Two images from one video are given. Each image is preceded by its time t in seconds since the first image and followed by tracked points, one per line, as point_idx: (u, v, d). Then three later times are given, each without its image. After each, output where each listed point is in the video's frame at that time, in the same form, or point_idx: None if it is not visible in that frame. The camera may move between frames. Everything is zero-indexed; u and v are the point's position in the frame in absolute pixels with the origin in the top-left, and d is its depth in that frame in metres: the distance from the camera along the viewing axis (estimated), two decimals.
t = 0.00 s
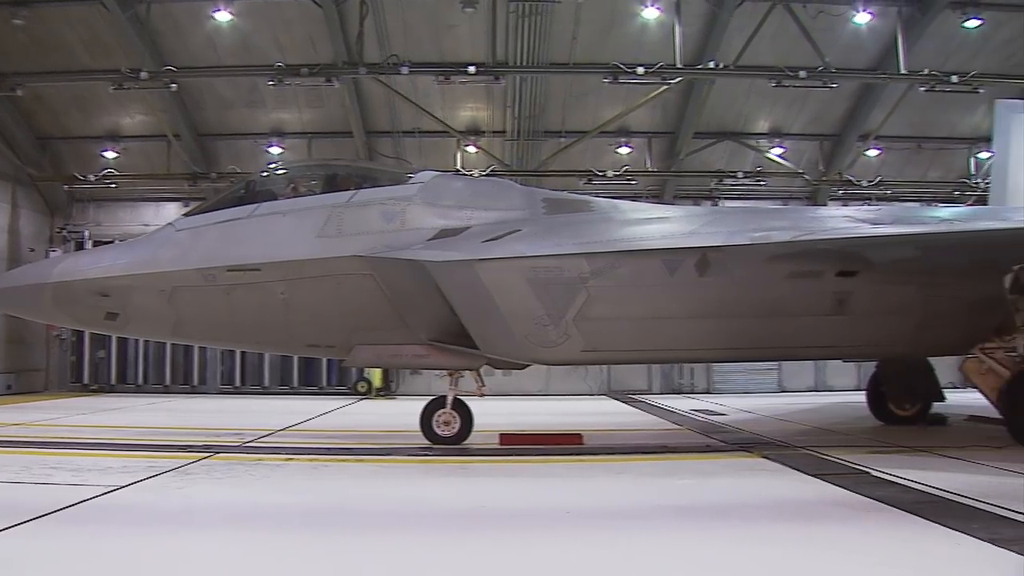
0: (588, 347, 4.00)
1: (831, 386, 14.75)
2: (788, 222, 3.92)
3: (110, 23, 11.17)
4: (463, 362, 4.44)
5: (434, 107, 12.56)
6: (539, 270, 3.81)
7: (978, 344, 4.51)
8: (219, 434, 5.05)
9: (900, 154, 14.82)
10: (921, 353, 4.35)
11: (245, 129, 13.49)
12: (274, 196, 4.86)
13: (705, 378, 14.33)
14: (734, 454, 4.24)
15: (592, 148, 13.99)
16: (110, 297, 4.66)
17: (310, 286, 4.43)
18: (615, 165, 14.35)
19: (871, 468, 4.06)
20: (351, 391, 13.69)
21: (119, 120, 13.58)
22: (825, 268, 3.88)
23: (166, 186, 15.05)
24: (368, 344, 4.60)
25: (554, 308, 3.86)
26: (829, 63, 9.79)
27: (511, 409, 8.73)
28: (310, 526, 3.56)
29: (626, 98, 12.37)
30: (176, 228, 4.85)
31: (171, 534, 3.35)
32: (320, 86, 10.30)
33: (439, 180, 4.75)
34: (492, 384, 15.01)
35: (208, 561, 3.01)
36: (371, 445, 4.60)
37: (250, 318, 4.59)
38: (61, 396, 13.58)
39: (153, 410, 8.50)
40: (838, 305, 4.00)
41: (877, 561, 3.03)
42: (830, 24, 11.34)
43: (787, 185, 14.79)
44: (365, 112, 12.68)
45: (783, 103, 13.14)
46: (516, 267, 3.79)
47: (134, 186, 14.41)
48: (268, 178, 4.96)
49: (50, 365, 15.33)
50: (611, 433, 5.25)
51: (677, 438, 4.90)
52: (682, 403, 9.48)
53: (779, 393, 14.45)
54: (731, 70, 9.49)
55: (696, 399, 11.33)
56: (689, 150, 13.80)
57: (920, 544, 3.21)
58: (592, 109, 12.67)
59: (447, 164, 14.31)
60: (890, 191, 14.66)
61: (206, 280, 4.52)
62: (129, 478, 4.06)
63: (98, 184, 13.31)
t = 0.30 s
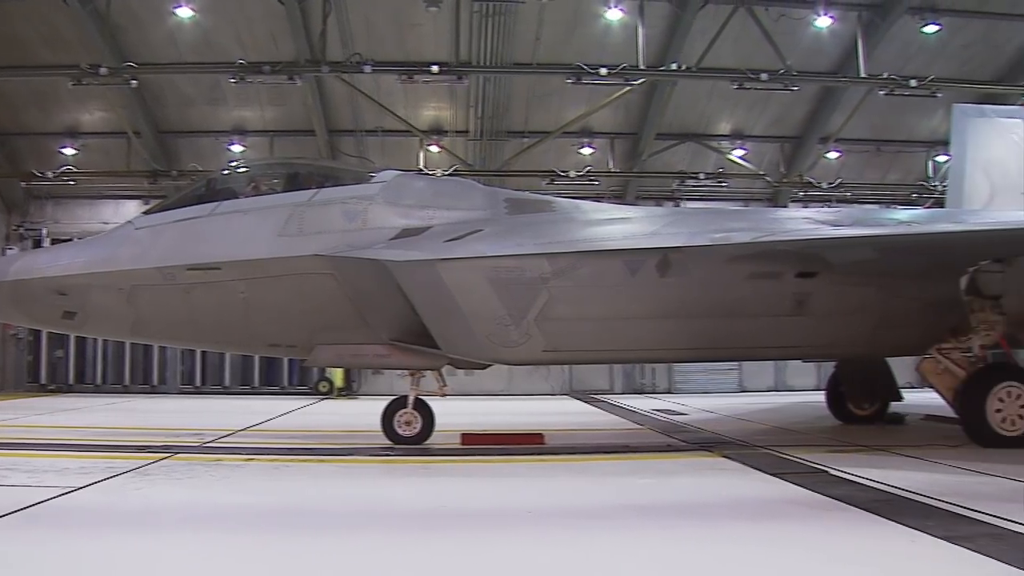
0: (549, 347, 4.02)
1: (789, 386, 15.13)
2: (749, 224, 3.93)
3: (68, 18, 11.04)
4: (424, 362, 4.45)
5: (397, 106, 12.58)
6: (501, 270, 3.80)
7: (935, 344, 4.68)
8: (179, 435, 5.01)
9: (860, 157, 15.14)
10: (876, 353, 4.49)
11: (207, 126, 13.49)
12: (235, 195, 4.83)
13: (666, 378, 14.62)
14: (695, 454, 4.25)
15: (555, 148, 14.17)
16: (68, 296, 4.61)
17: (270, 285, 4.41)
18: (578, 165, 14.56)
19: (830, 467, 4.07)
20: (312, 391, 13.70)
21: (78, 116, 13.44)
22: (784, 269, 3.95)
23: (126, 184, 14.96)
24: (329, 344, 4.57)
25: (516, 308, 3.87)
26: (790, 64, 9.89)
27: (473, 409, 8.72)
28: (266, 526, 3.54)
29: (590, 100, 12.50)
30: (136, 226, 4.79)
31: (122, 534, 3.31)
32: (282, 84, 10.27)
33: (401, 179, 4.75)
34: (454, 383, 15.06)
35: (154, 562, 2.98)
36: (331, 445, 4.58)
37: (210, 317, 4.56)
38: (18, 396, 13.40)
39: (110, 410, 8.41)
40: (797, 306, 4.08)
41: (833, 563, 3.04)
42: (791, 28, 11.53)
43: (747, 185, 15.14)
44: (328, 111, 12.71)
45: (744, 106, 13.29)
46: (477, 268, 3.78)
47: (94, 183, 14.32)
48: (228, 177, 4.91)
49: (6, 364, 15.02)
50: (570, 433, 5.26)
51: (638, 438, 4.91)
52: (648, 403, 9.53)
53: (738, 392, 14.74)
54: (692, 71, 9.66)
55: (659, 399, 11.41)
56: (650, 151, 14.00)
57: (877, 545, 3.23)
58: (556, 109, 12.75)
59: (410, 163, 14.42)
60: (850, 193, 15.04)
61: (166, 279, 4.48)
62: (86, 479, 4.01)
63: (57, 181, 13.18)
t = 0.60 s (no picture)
0: (510, 345, 4.12)
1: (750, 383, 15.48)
2: (710, 224, 3.95)
3: (25, 13, 10.88)
4: (387, 361, 4.51)
5: (361, 104, 12.59)
6: (464, 269, 3.82)
7: (894, 342, 4.83)
8: (138, 435, 5.00)
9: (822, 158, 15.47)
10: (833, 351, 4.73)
11: (169, 123, 13.45)
12: (197, 192, 4.80)
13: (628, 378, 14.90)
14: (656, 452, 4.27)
15: (518, 148, 14.32)
16: (25, 293, 4.54)
17: (232, 283, 4.40)
18: (541, 165, 14.75)
19: (789, 465, 4.09)
20: (274, 389, 13.75)
21: (36, 111, 13.25)
22: (746, 269, 4.13)
23: (86, 180, 14.80)
24: (291, 343, 4.58)
25: (479, 308, 3.93)
26: (752, 67, 10.42)
27: (434, 408, 8.68)
28: (222, 525, 3.50)
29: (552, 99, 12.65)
30: (95, 223, 4.73)
31: (71, 535, 3.26)
32: (245, 80, 10.33)
33: (364, 177, 4.76)
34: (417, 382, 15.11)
35: (103, 562, 2.95)
36: (290, 444, 4.54)
37: (171, 315, 4.53)
38: None
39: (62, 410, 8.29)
40: (758, 305, 4.26)
41: (792, 561, 3.06)
42: (754, 29, 11.72)
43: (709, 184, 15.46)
44: (290, 109, 12.74)
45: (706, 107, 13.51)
46: (440, 268, 3.78)
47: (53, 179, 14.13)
48: (189, 173, 4.87)
49: None
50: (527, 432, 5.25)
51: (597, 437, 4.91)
52: (613, 402, 9.56)
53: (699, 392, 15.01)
54: (653, 72, 9.93)
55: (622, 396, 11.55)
56: (613, 152, 14.22)
57: (834, 543, 3.25)
58: (519, 109, 12.86)
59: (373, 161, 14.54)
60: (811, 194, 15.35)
61: (126, 276, 4.45)
62: (41, 480, 3.95)
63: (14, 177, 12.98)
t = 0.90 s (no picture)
0: (472, 345, 4.21)
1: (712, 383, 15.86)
2: (671, 224, 3.98)
3: None
4: (347, 360, 4.55)
5: (324, 102, 12.59)
6: (426, 268, 3.90)
7: (853, 341, 4.90)
8: (94, 435, 4.95)
9: (783, 159, 15.65)
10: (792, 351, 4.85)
11: (129, 119, 13.35)
12: (156, 189, 4.75)
13: (590, 377, 15.20)
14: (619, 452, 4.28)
15: (480, 147, 14.40)
16: None
17: (193, 281, 4.42)
18: (504, 164, 14.85)
19: (751, 464, 4.10)
20: (236, 388, 13.72)
21: None
22: (706, 269, 4.32)
23: (43, 175, 14.60)
24: (252, 342, 4.60)
25: (440, 307, 3.99)
26: (714, 68, 10.69)
27: (395, 408, 8.62)
28: (179, 525, 3.47)
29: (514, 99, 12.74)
30: (52, 220, 4.68)
31: (22, 535, 3.21)
32: (207, 76, 10.41)
33: (326, 175, 4.79)
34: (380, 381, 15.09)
35: (52, 562, 2.90)
36: (249, 444, 4.51)
37: (130, 314, 4.51)
38: None
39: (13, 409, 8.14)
40: (718, 304, 4.43)
41: (752, 561, 3.06)
42: (717, 30, 11.84)
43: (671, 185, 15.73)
44: (252, 106, 12.70)
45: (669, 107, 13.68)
46: (402, 267, 3.86)
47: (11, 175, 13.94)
48: (149, 170, 4.82)
49: None
50: (485, 432, 5.24)
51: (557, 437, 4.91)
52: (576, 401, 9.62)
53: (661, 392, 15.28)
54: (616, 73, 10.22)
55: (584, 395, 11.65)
56: (576, 152, 14.34)
57: (793, 542, 3.27)
58: (482, 110, 12.95)
59: (335, 159, 14.60)
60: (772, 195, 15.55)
61: (84, 274, 4.42)
62: None
63: None
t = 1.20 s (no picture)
0: (432, 343, 4.23)
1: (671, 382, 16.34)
2: (630, 222, 4.00)
3: None
4: (306, 358, 4.53)
5: (285, 98, 12.67)
6: (386, 266, 3.91)
7: (811, 341, 4.94)
8: (47, 435, 4.88)
9: (744, 159, 15.87)
10: (754, 350, 4.90)
11: (87, 114, 13.25)
12: (114, 185, 4.71)
13: (551, 375, 15.69)
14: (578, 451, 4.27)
15: (441, 145, 14.53)
16: None
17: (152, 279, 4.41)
18: (465, 162, 15.02)
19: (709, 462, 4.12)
20: (193, 387, 13.60)
21: None
22: (666, 268, 4.38)
23: None
24: (209, 340, 4.56)
25: (400, 305, 4.01)
26: (675, 69, 10.99)
27: (354, 406, 8.62)
28: (132, 525, 3.43)
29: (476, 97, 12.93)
30: (7, 215, 4.62)
31: None
32: (166, 72, 10.45)
33: (285, 172, 4.80)
34: (341, 379, 15.18)
35: None
36: (207, 444, 4.47)
37: (87, 311, 4.47)
38: None
39: None
40: (677, 303, 4.50)
41: (708, 558, 3.07)
42: (678, 31, 11.98)
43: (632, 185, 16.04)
44: (212, 102, 12.70)
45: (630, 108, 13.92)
46: (362, 265, 3.86)
47: None
48: (106, 166, 4.77)
49: None
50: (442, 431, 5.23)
51: (515, 435, 4.91)
52: (538, 399, 9.69)
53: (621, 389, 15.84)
54: (579, 72, 10.58)
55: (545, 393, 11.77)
56: (537, 150, 14.50)
57: (750, 539, 3.28)
58: (443, 108, 13.15)
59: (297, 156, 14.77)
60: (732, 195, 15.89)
61: (40, 270, 4.37)
62: None
63: None
